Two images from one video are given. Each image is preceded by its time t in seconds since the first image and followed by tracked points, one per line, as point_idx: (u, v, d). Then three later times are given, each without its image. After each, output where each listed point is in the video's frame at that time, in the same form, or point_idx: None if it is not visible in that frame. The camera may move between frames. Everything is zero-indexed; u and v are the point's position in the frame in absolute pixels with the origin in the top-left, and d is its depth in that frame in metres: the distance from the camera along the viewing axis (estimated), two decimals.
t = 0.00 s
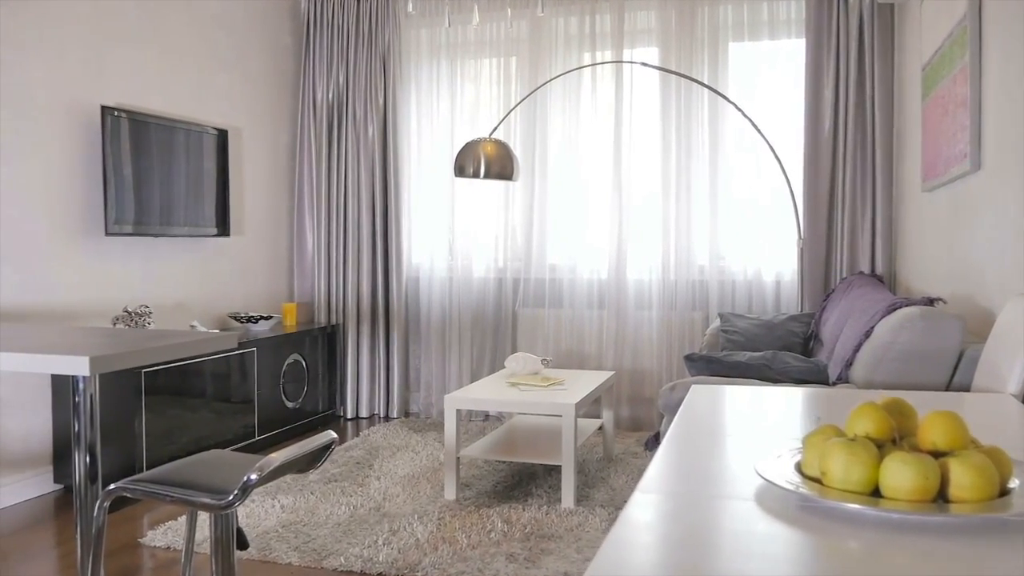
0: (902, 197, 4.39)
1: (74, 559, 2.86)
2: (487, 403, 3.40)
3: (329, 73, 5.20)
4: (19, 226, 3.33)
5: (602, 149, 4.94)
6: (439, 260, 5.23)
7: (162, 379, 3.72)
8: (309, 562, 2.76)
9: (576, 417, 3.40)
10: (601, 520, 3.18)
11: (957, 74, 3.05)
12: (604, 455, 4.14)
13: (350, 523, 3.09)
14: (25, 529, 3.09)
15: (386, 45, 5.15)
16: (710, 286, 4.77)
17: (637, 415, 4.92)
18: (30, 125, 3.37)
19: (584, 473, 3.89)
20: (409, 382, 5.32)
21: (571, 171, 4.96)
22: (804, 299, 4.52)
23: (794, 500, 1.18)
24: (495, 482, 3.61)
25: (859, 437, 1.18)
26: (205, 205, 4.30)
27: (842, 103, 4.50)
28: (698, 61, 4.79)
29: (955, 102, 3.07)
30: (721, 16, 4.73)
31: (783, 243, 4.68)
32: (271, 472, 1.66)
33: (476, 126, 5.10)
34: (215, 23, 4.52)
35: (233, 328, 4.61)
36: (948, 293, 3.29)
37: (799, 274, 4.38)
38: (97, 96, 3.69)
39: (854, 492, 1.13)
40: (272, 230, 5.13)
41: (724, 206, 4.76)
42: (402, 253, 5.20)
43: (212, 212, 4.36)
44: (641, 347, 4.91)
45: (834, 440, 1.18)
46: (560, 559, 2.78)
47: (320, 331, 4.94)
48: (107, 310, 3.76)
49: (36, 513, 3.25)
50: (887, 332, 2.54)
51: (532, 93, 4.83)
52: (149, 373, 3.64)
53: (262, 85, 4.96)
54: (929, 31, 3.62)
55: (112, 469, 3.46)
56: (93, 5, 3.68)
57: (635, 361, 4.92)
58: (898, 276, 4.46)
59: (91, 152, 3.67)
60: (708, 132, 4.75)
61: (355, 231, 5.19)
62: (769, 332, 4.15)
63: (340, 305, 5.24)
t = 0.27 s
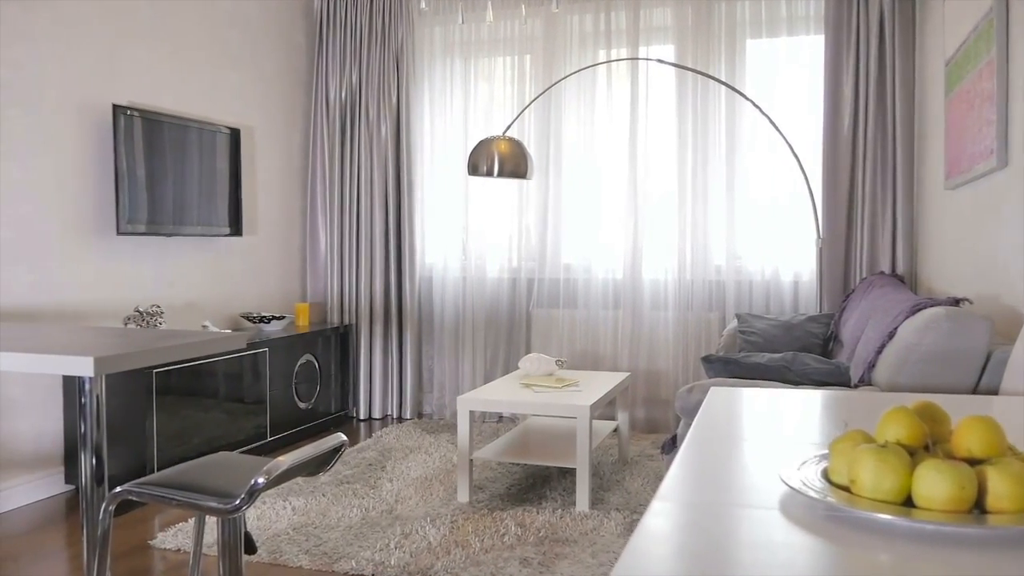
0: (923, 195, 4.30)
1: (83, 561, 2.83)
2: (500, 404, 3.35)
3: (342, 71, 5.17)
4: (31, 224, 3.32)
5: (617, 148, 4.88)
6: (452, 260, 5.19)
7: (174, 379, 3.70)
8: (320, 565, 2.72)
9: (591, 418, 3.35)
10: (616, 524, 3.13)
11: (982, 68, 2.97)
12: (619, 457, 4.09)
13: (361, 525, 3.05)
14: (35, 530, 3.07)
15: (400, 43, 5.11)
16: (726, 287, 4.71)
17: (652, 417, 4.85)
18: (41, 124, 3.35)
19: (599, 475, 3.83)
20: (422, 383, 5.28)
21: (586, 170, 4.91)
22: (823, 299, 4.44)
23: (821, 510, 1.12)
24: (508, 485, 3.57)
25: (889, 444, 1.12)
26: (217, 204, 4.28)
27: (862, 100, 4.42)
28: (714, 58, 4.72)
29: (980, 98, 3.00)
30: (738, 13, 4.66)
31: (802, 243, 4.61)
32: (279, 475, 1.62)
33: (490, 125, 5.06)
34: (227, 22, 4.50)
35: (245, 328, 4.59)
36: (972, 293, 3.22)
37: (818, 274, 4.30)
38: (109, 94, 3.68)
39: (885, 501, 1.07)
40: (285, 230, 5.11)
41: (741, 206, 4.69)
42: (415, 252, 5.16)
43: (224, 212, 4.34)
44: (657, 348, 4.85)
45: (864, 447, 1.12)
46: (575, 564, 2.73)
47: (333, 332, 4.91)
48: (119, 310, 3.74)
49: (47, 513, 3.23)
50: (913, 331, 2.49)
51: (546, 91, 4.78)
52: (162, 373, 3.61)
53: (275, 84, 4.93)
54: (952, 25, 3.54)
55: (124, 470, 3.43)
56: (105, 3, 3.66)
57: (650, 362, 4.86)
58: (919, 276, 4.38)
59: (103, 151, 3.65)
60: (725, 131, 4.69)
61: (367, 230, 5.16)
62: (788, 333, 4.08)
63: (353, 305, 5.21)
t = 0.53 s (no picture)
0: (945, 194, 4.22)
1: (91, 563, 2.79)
2: (513, 406, 3.30)
3: (355, 70, 5.14)
4: (41, 223, 3.30)
5: (633, 146, 4.82)
6: (466, 260, 5.14)
7: (187, 379, 3.68)
8: (330, 568, 2.68)
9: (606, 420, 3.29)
10: (631, 528, 3.07)
11: (1008, 63, 2.90)
12: (635, 460, 4.03)
13: (373, 528, 3.01)
14: (45, 531, 3.04)
15: (413, 41, 5.08)
16: (744, 287, 4.64)
17: (668, 419, 4.79)
18: (52, 122, 3.34)
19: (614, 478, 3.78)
20: (435, 384, 5.24)
21: (601, 169, 4.85)
22: (842, 300, 4.37)
23: (849, 522, 1.06)
24: (522, 488, 3.51)
25: (922, 452, 1.06)
26: (229, 203, 4.26)
27: (882, 96, 4.34)
28: (732, 55, 4.65)
29: (1006, 93, 2.92)
30: (756, 9, 4.59)
31: (820, 242, 4.53)
32: (286, 478, 1.58)
33: (504, 123, 5.01)
34: (240, 20, 4.47)
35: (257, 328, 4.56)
36: (997, 293, 3.14)
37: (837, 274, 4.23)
38: (120, 92, 3.66)
39: (918, 512, 1.01)
40: (297, 229, 5.09)
41: (759, 205, 4.62)
42: (428, 252, 5.12)
43: (237, 211, 4.32)
44: (672, 349, 4.79)
45: (895, 454, 1.06)
46: (590, 569, 2.68)
47: (346, 332, 4.88)
48: (130, 309, 3.73)
49: (56, 514, 3.21)
50: (938, 335, 2.46)
51: (561, 88, 4.73)
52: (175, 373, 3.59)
53: (288, 83, 4.91)
54: (977, 18, 3.46)
55: (135, 471, 3.41)
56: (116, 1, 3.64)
57: (666, 364, 4.79)
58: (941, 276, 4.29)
59: (114, 149, 3.63)
60: (742, 128, 4.61)
61: (380, 229, 5.12)
62: (806, 334, 4.01)
63: (366, 305, 5.18)
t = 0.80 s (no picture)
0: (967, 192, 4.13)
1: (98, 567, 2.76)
2: (526, 408, 3.24)
3: (367, 68, 5.10)
4: (50, 223, 3.28)
5: (648, 145, 4.75)
6: (478, 260, 5.10)
7: (198, 380, 3.65)
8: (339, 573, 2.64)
9: (621, 423, 3.24)
10: (646, 533, 3.01)
11: None
12: (649, 462, 3.96)
13: (383, 532, 2.97)
14: (53, 533, 3.02)
15: (425, 39, 5.03)
16: (760, 287, 4.57)
17: (683, 421, 4.72)
18: (61, 121, 3.32)
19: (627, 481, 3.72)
20: (447, 385, 5.20)
21: (615, 168, 4.79)
22: (861, 300, 4.29)
23: (875, 540, 1.00)
24: (534, 491, 3.46)
25: (952, 465, 1.00)
26: (240, 203, 4.23)
27: (902, 93, 4.25)
28: (748, 52, 4.57)
29: None
30: (773, 5, 4.51)
31: (839, 241, 4.45)
32: (286, 486, 1.54)
33: (517, 122, 4.96)
34: (251, 19, 4.45)
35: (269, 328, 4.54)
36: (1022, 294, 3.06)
37: (856, 274, 4.15)
38: (130, 90, 3.64)
39: (948, 530, 0.95)
40: (309, 229, 5.06)
41: (776, 204, 4.54)
42: (441, 251, 5.08)
43: (248, 211, 4.29)
44: (688, 349, 4.72)
45: (923, 467, 1.00)
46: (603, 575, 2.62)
47: (358, 332, 4.85)
48: (140, 309, 3.71)
49: (65, 516, 3.19)
50: (963, 337, 2.42)
51: (574, 86, 4.67)
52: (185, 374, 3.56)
53: (299, 82, 4.88)
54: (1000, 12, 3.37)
55: (145, 472, 3.38)
56: None
57: (681, 365, 4.73)
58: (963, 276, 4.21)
59: (124, 149, 3.61)
60: (759, 126, 4.54)
61: (393, 229, 5.08)
62: (825, 334, 3.93)
63: (378, 305, 5.14)
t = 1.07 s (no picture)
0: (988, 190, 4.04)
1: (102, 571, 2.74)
2: (537, 410, 3.19)
3: (378, 66, 5.07)
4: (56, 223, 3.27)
5: (662, 143, 4.69)
6: (490, 259, 5.05)
7: (211, 381, 3.63)
8: None
9: (633, 426, 3.18)
10: (658, 539, 2.95)
11: None
12: (662, 465, 3.90)
13: (391, 537, 2.93)
14: (59, 536, 3.00)
15: (436, 36, 4.99)
16: (776, 287, 4.50)
17: (697, 423, 4.66)
18: (67, 120, 3.30)
19: (640, 484, 3.66)
20: (459, 386, 5.16)
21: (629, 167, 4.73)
22: (879, 301, 4.21)
23: (901, 561, 0.95)
24: (546, 494, 3.42)
25: (982, 480, 0.95)
26: (249, 203, 4.21)
27: (920, 90, 4.17)
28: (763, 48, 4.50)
29: None
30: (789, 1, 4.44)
31: (857, 241, 4.37)
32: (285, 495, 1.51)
33: (528, 120, 4.91)
34: (260, 17, 4.42)
35: (278, 329, 4.51)
36: None
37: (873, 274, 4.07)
38: (138, 89, 3.61)
39: (979, 548, 0.90)
40: (320, 229, 5.03)
41: (792, 203, 4.47)
42: (452, 251, 5.04)
43: (258, 210, 4.27)
44: (702, 351, 4.66)
45: (951, 483, 0.95)
46: None
47: (368, 332, 4.81)
48: (148, 310, 3.68)
49: (71, 518, 3.17)
50: (987, 340, 2.36)
51: (587, 83, 4.61)
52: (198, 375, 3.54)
53: (309, 81, 4.85)
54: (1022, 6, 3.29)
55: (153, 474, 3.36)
56: None
57: (695, 366, 4.66)
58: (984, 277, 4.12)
59: (131, 148, 3.58)
60: (774, 124, 4.47)
61: (403, 228, 5.05)
62: (842, 336, 3.86)
63: (389, 306, 5.10)
